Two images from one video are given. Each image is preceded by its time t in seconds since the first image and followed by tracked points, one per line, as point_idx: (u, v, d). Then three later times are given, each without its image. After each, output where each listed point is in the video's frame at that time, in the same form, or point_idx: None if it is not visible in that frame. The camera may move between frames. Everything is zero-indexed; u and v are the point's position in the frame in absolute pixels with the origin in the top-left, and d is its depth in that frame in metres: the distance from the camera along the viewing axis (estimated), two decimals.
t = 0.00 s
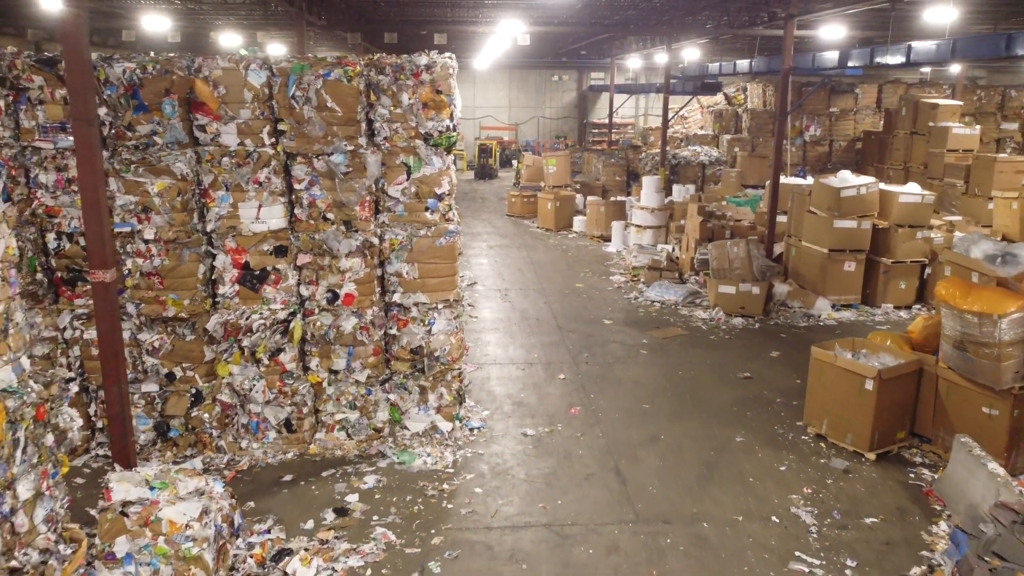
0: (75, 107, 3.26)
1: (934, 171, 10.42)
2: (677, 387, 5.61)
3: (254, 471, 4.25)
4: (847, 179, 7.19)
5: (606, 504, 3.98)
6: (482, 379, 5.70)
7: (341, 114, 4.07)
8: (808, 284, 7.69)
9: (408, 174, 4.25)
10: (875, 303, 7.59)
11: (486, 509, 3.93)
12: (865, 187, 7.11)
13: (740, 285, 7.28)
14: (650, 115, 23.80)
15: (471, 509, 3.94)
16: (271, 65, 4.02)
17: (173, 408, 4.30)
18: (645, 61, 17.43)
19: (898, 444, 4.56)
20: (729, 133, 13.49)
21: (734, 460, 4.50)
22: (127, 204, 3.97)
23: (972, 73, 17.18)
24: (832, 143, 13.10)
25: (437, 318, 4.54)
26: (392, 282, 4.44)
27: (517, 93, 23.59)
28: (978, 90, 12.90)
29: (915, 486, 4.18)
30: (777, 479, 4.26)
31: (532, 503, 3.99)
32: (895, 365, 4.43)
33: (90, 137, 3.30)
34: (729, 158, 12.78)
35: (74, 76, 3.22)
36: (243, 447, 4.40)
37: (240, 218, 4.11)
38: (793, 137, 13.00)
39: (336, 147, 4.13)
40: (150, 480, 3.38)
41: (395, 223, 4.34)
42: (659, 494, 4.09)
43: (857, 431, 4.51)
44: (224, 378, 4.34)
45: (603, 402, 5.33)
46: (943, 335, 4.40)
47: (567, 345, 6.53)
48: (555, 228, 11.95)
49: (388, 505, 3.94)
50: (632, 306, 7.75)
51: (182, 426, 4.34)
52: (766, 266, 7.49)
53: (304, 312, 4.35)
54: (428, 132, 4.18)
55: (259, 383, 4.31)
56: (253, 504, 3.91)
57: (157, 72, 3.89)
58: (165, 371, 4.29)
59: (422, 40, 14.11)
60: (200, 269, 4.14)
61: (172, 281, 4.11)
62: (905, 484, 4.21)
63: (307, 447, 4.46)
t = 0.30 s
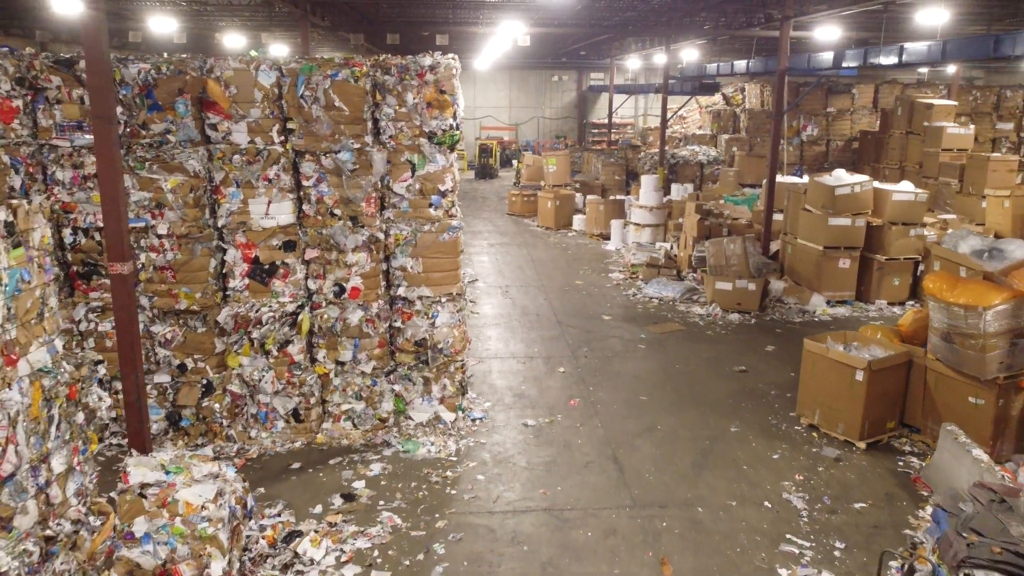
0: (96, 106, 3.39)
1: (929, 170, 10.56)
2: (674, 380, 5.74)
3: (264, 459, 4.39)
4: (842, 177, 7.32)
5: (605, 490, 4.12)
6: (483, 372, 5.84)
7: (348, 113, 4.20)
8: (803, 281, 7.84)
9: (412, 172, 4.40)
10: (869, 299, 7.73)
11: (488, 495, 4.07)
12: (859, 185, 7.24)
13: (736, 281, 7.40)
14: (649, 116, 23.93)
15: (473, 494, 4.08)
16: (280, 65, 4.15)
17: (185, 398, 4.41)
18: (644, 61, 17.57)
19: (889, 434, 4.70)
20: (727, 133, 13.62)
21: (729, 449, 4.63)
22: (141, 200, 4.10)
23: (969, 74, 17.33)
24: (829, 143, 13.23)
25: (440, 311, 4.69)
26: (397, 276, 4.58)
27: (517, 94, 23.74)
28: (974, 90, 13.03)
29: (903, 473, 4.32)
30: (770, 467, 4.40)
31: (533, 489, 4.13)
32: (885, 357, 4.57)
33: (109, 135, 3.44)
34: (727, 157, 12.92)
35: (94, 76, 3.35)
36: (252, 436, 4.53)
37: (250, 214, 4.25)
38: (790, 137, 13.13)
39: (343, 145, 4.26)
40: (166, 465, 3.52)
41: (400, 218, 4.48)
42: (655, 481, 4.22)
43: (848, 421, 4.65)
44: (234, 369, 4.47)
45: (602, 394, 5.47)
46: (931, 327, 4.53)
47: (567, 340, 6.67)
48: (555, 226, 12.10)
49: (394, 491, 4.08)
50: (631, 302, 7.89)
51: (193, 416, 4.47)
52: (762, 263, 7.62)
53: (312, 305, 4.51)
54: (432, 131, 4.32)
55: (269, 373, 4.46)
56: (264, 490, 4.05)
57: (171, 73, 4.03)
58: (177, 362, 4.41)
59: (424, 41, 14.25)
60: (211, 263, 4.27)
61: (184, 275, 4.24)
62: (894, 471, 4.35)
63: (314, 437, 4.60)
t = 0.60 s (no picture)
0: (114, 105, 3.52)
1: (924, 170, 10.69)
2: (671, 373, 5.88)
3: (273, 448, 4.53)
4: (836, 175, 7.46)
5: (603, 477, 4.25)
6: (485, 366, 5.98)
7: (354, 113, 4.35)
8: (799, 278, 7.98)
9: (416, 169, 4.54)
10: (863, 296, 7.87)
11: (490, 482, 4.21)
12: (853, 183, 7.38)
13: (733, 278, 7.55)
14: (649, 116, 24.08)
15: (476, 481, 4.22)
16: (289, 67, 4.30)
17: (196, 389, 4.55)
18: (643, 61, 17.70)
19: (879, 424, 4.84)
20: (725, 133, 13.74)
21: (724, 438, 4.77)
22: (154, 196, 4.21)
23: (966, 74, 17.44)
24: (826, 143, 13.34)
25: (444, 305, 4.83)
26: (402, 271, 4.72)
27: (517, 94, 23.89)
28: (970, 91, 13.15)
29: (893, 461, 4.46)
30: (764, 456, 4.53)
31: (534, 476, 4.27)
32: (876, 349, 4.70)
33: (126, 133, 3.57)
34: (725, 157, 13.06)
35: (113, 76, 3.48)
36: (261, 426, 4.67)
37: (260, 210, 4.38)
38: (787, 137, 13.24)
39: (350, 143, 4.40)
40: (180, 451, 3.65)
41: (404, 215, 4.62)
42: (652, 469, 4.36)
43: (839, 412, 4.78)
44: (244, 361, 4.61)
45: (600, 386, 5.61)
46: (920, 320, 4.67)
47: (566, 335, 6.81)
48: (555, 224, 12.24)
49: (400, 478, 4.22)
50: (630, 299, 8.03)
51: (204, 406, 4.59)
52: (758, 260, 7.76)
53: (319, 299, 4.64)
54: (436, 130, 4.47)
55: (277, 365, 4.60)
56: (273, 477, 4.19)
57: (184, 73, 4.17)
58: (188, 354, 4.54)
59: (425, 42, 14.40)
60: (222, 258, 4.41)
61: (195, 269, 4.38)
62: (884, 459, 4.49)
63: (321, 427, 4.74)
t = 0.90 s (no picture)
0: (132, 104, 3.67)
1: (920, 169, 10.82)
2: (668, 367, 6.03)
3: (281, 438, 4.67)
4: (831, 174, 7.59)
5: (602, 465, 4.40)
6: (486, 360, 6.12)
7: (361, 112, 4.49)
8: (795, 275, 8.11)
9: (420, 167, 4.67)
10: (859, 292, 8.00)
11: (492, 469, 4.35)
12: (848, 182, 7.51)
13: (729, 275, 7.70)
14: (649, 116, 24.21)
15: (478, 468, 4.36)
16: (297, 67, 4.44)
17: (206, 380, 4.65)
18: (643, 62, 17.83)
19: (870, 415, 4.98)
20: (723, 132, 13.86)
21: (719, 428, 4.92)
22: (167, 193, 4.35)
23: (964, 74, 17.54)
24: (823, 143, 13.44)
25: (447, 299, 4.98)
26: (406, 265, 4.86)
27: (517, 94, 24.03)
28: (966, 91, 13.26)
29: (882, 450, 4.60)
30: (757, 445, 4.68)
31: (534, 464, 4.41)
32: (866, 341, 4.84)
33: (143, 132, 3.72)
34: (723, 156, 13.20)
35: (131, 76, 3.63)
36: (269, 416, 4.81)
37: (269, 206, 4.52)
38: (785, 137, 13.35)
39: (356, 141, 4.55)
40: (194, 438, 3.79)
41: (409, 211, 4.76)
42: (649, 456, 4.51)
43: (831, 402, 4.93)
44: (253, 353, 4.73)
45: (599, 379, 5.75)
46: (909, 313, 4.81)
47: (566, 330, 6.95)
48: (555, 223, 12.39)
49: (405, 465, 4.36)
50: (628, 295, 8.18)
51: (214, 397, 4.72)
52: (755, 257, 7.90)
53: (326, 293, 4.80)
54: (439, 129, 4.60)
55: (285, 356, 4.74)
56: (282, 464, 4.33)
57: (196, 74, 4.31)
58: (198, 346, 4.65)
59: (426, 43, 14.54)
60: (232, 252, 4.53)
61: (206, 264, 4.49)
62: (873, 448, 4.63)
63: (328, 417, 4.88)
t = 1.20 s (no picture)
0: (147, 105, 3.82)
1: (915, 168, 10.95)
2: (666, 360, 6.17)
3: (289, 427, 4.81)
4: (827, 172, 7.70)
5: (600, 453, 4.54)
6: (488, 354, 6.26)
7: (367, 111, 4.63)
8: (791, 272, 8.25)
9: (424, 165, 4.82)
10: (853, 288, 8.13)
11: (493, 457, 4.49)
12: (843, 180, 7.62)
13: (726, 271, 7.84)
14: (648, 116, 24.35)
15: (480, 457, 4.50)
16: (305, 68, 4.57)
17: (216, 371, 4.79)
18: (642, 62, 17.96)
19: (861, 405, 5.12)
20: (721, 132, 13.99)
21: (714, 418, 5.06)
22: (179, 189, 4.47)
23: (961, 74, 17.65)
24: (820, 142, 13.55)
25: (450, 293, 5.12)
26: (410, 261, 5.00)
27: (517, 94, 24.18)
28: (961, 91, 13.37)
29: (873, 439, 4.74)
30: (751, 434, 4.82)
31: (534, 452, 4.56)
32: (857, 334, 4.98)
33: (159, 132, 3.88)
34: (721, 156, 13.34)
35: (146, 78, 3.79)
36: (277, 407, 4.95)
37: (277, 203, 4.67)
38: (782, 136, 13.48)
39: (362, 140, 4.68)
40: (207, 425, 3.94)
41: (413, 208, 4.92)
42: (646, 445, 4.65)
43: (823, 394, 5.06)
44: (262, 345, 4.87)
45: (598, 372, 5.89)
46: (898, 306, 4.95)
47: (566, 325, 7.09)
48: (555, 222, 12.53)
49: (409, 453, 4.51)
50: (627, 292, 8.32)
51: (223, 388, 4.86)
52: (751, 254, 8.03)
53: (332, 287, 4.93)
54: (443, 127, 4.74)
55: (293, 349, 4.88)
56: (290, 453, 4.47)
57: (207, 74, 4.46)
58: (208, 339, 4.79)
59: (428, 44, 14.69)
60: (241, 248, 4.68)
61: (217, 258, 4.63)
62: (864, 438, 4.77)
63: (334, 408, 5.02)
